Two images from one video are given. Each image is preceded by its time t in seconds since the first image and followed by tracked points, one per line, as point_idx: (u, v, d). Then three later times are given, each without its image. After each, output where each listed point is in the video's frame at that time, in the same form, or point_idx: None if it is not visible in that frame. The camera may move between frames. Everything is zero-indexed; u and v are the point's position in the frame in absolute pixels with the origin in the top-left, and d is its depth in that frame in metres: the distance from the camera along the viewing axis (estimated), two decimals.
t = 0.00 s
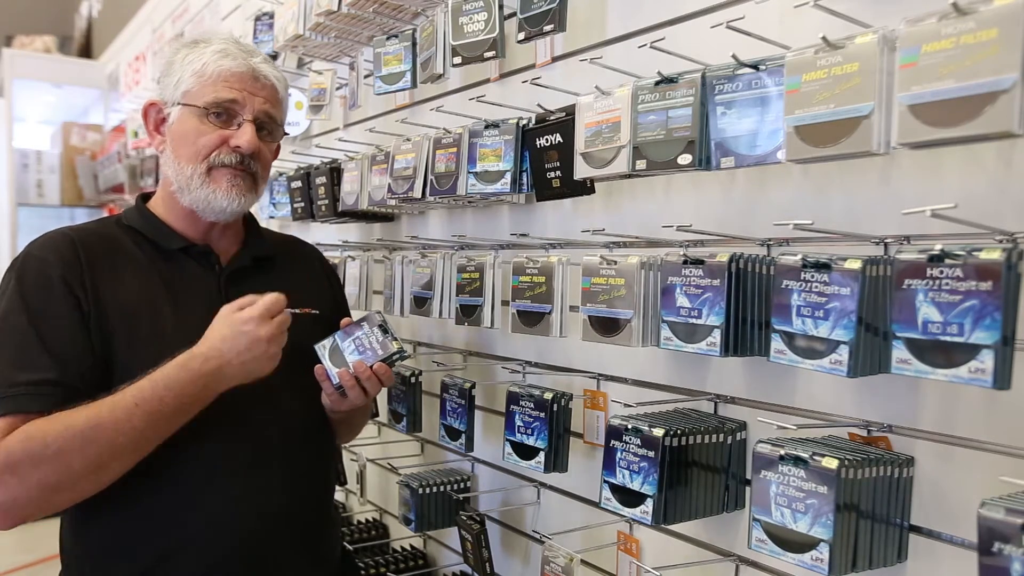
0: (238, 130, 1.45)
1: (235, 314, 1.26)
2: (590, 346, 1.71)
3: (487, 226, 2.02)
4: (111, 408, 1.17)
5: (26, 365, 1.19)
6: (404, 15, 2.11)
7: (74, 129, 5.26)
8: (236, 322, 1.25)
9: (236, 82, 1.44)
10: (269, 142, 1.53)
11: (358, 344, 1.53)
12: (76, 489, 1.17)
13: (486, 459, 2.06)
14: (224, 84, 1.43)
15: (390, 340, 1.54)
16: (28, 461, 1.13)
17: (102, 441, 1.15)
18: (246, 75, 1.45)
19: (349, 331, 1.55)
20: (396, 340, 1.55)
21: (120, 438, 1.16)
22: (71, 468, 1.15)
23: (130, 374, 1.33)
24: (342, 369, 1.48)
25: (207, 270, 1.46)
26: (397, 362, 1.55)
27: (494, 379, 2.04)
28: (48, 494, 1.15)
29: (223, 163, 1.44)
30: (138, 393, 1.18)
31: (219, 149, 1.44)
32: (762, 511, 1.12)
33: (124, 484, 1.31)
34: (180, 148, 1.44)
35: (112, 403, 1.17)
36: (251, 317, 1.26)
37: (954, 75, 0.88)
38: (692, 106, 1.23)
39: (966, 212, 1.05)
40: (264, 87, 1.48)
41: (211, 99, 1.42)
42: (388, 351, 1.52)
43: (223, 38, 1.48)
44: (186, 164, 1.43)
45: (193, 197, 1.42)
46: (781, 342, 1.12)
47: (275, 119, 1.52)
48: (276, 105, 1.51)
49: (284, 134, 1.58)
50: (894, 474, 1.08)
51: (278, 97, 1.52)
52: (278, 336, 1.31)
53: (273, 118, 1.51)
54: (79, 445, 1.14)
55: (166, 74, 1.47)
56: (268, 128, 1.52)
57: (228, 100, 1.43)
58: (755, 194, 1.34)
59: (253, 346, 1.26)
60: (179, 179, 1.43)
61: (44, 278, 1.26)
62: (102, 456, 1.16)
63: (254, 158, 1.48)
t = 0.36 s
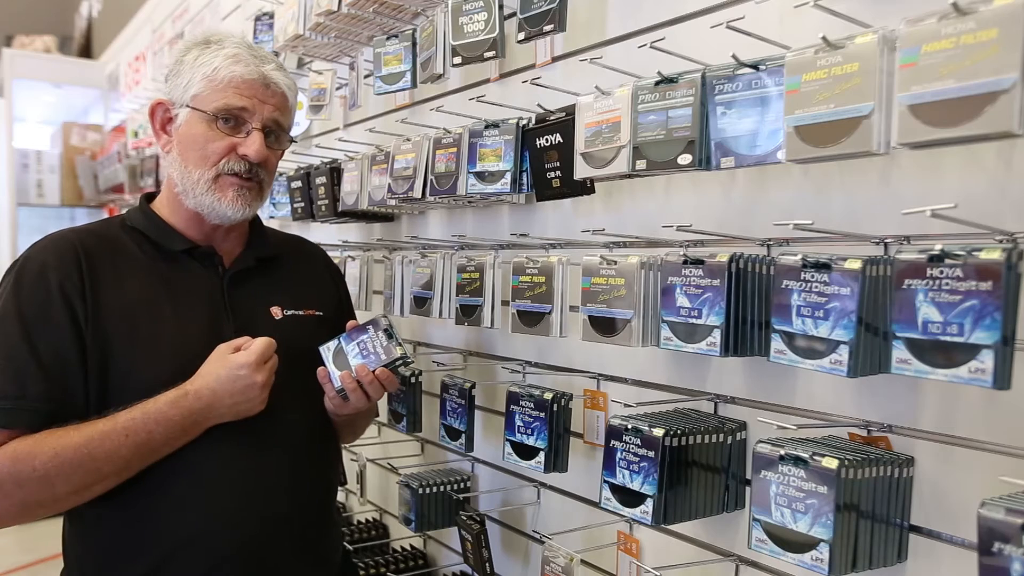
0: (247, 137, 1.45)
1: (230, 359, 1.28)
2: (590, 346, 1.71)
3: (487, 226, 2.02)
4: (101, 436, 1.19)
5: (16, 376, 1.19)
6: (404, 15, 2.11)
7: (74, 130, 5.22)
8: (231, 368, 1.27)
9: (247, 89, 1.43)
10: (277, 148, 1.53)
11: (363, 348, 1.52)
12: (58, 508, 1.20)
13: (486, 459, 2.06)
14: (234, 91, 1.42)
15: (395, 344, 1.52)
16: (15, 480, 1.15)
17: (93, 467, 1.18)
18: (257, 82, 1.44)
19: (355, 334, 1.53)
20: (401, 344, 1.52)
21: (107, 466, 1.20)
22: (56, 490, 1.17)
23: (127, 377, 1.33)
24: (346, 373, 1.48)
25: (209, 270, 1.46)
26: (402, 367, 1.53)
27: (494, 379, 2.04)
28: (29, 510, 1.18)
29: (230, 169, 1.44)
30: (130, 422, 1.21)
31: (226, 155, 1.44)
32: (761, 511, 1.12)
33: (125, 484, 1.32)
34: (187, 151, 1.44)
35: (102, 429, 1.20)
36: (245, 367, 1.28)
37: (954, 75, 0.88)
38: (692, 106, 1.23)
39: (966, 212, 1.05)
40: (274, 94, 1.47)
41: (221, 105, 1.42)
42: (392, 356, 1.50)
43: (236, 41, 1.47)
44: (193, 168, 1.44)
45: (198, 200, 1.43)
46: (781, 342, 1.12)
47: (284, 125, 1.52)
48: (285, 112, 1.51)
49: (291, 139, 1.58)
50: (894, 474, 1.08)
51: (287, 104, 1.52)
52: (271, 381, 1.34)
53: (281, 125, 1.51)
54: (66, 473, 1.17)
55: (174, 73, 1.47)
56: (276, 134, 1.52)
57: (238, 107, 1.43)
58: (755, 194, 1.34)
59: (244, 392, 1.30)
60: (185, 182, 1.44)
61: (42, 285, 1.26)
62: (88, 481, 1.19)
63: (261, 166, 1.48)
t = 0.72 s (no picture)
0: (248, 137, 1.45)
1: (231, 358, 1.29)
2: (590, 346, 1.71)
3: (487, 226, 2.02)
4: (103, 435, 1.19)
5: (17, 376, 1.19)
6: (404, 15, 2.11)
7: (74, 129, 5.24)
8: (232, 368, 1.28)
9: (249, 89, 1.43)
10: (279, 148, 1.53)
11: (364, 349, 1.52)
12: (59, 508, 1.20)
13: (486, 459, 2.06)
14: (236, 91, 1.42)
15: (395, 346, 1.52)
16: (17, 479, 1.15)
17: (95, 466, 1.19)
18: (259, 83, 1.44)
19: (355, 335, 1.54)
20: (402, 346, 1.53)
21: (109, 464, 1.20)
22: (58, 489, 1.17)
23: (128, 377, 1.33)
24: (347, 374, 1.48)
25: (210, 271, 1.46)
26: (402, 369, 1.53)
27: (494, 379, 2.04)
28: (31, 509, 1.18)
29: (231, 169, 1.44)
30: (133, 420, 1.22)
31: (228, 156, 1.44)
32: (761, 511, 1.12)
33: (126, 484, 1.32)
34: (189, 151, 1.44)
35: (104, 428, 1.20)
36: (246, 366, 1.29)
37: (954, 75, 0.88)
38: (692, 106, 1.23)
39: (966, 212, 1.05)
40: (276, 95, 1.47)
41: (223, 105, 1.42)
42: (393, 357, 1.50)
43: (238, 42, 1.47)
44: (194, 168, 1.43)
45: (199, 201, 1.43)
46: (781, 343, 1.12)
47: (285, 126, 1.52)
48: (287, 113, 1.51)
49: (293, 140, 1.58)
50: (894, 474, 1.08)
51: (289, 104, 1.52)
52: (272, 382, 1.34)
53: (283, 125, 1.51)
54: (68, 471, 1.17)
55: (176, 73, 1.47)
56: (278, 135, 1.52)
57: (241, 107, 1.43)
58: (755, 194, 1.34)
59: (246, 391, 1.30)
60: (186, 182, 1.44)
61: (44, 283, 1.26)
62: (90, 480, 1.19)
63: (263, 167, 1.48)
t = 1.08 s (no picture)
0: (236, 132, 1.45)
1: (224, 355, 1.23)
2: (590, 346, 1.71)
3: (486, 226, 2.02)
4: (89, 423, 1.17)
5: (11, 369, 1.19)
6: (404, 15, 2.11)
7: (74, 130, 5.25)
8: (225, 364, 1.21)
9: (236, 85, 1.44)
10: (268, 143, 1.53)
11: (360, 347, 1.50)
12: (52, 501, 1.18)
13: (486, 459, 2.06)
14: (223, 86, 1.42)
15: (392, 345, 1.49)
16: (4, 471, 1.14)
17: (81, 454, 1.16)
18: (245, 77, 1.45)
19: (355, 331, 1.51)
20: (399, 347, 1.49)
21: (95, 454, 1.17)
22: (45, 479, 1.15)
23: (121, 376, 1.33)
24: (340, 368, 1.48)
25: (202, 269, 1.46)
26: (397, 368, 1.51)
27: (494, 379, 2.04)
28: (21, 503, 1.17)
29: (221, 164, 1.44)
30: (119, 408, 1.19)
31: (217, 150, 1.44)
32: (762, 511, 1.12)
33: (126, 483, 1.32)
34: (178, 148, 1.44)
35: (90, 419, 1.18)
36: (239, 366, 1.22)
37: (954, 75, 0.88)
38: (692, 106, 1.23)
39: (966, 212, 1.05)
40: (262, 89, 1.48)
41: (210, 101, 1.42)
42: (387, 357, 1.48)
43: (223, 40, 1.47)
44: (184, 165, 1.43)
45: (190, 198, 1.42)
46: (781, 343, 1.12)
47: (274, 121, 1.52)
48: (274, 107, 1.51)
49: (282, 136, 1.58)
50: (894, 474, 1.08)
51: (276, 99, 1.52)
52: (269, 386, 1.25)
53: (272, 120, 1.51)
54: (55, 461, 1.15)
55: (165, 74, 1.47)
56: (267, 130, 1.52)
57: (228, 103, 1.43)
58: (755, 194, 1.34)
59: (235, 390, 1.22)
60: (176, 180, 1.43)
61: (35, 280, 1.26)
62: (77, 471, 1.17)
63: (252, 161, 1.48)
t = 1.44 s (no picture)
0: (219, 137, 1.44)
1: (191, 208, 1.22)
2: (590, 346, 1.71)
3: (486, 226, 2.02)
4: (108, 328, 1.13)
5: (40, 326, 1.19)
6: (404, 15, 2.11)
7: (74, 129, 5.26)
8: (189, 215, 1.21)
9: (218, 89, 1.43)
10: (253, 148, 1.51)
11: (345, 341, 1.52)
12: (105, 409, 1.11)
13: (486, 459, 2.06)
14: (205, 91, 1.42)
15: (376, 339, 1.51)
16: (45, 401, 1.10)
17: (109, 348, 1.11)
18: (227, 81, 1.44)
19: (339, 326, 1.53)
20: (383, 340, 1.51)
21: (125, 344, 1.11)
22: (88, 384, 1.10)
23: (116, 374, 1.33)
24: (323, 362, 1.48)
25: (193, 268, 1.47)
26: (381, 363, 1.52)
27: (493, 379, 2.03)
28: (77, 425, 1.11)
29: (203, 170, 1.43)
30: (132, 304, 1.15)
31: (201, 156, 1.43)
32: (762, 511, 1.12)
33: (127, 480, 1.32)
34: (164, 153, 1.44)
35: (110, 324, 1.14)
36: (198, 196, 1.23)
37: (954, 75, 0.88)
38: (692, 106, 1.23)
39: (967, 212, 1.05)
40: (246, 93, 1.46)
41: (193, 105, 1.41)
42: (370, 350, 1.50)
43: (209, 43, 1.47)
44: (170, 169, 1.43)
45: (175, 203, 1.43)
46: (781, 343, 1.12)
47: (260, 125, 1.50)
48: (260, 111, 1.49)
49: (270, 140, 1.56)
50: (894, 474, 1.08)
51: (263, 103, 1.50)
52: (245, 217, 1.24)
53: (258, 124, 1.50)
54: (86, 363, 1.10)
55: (154, 78, 1.48)
56: (252, 134, 1.50)
57: (210, 107, 1.42)
58: (755, 195, 1.34)
59: (212, 224, 1.20)
60: (162, 184, 1.44)
61: (43, 262, 1.27)
62: (115, 366, 1.11)
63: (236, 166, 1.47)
